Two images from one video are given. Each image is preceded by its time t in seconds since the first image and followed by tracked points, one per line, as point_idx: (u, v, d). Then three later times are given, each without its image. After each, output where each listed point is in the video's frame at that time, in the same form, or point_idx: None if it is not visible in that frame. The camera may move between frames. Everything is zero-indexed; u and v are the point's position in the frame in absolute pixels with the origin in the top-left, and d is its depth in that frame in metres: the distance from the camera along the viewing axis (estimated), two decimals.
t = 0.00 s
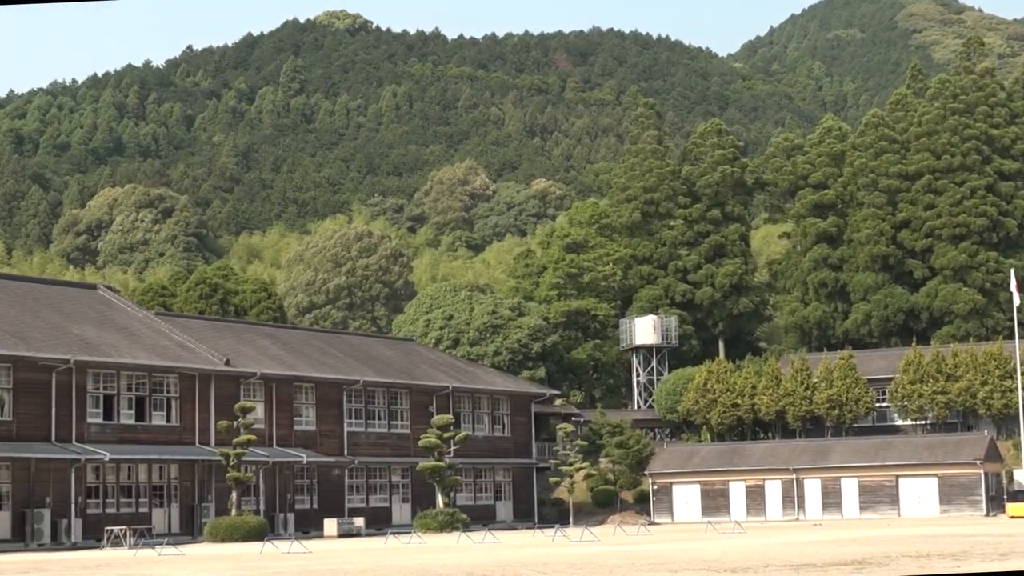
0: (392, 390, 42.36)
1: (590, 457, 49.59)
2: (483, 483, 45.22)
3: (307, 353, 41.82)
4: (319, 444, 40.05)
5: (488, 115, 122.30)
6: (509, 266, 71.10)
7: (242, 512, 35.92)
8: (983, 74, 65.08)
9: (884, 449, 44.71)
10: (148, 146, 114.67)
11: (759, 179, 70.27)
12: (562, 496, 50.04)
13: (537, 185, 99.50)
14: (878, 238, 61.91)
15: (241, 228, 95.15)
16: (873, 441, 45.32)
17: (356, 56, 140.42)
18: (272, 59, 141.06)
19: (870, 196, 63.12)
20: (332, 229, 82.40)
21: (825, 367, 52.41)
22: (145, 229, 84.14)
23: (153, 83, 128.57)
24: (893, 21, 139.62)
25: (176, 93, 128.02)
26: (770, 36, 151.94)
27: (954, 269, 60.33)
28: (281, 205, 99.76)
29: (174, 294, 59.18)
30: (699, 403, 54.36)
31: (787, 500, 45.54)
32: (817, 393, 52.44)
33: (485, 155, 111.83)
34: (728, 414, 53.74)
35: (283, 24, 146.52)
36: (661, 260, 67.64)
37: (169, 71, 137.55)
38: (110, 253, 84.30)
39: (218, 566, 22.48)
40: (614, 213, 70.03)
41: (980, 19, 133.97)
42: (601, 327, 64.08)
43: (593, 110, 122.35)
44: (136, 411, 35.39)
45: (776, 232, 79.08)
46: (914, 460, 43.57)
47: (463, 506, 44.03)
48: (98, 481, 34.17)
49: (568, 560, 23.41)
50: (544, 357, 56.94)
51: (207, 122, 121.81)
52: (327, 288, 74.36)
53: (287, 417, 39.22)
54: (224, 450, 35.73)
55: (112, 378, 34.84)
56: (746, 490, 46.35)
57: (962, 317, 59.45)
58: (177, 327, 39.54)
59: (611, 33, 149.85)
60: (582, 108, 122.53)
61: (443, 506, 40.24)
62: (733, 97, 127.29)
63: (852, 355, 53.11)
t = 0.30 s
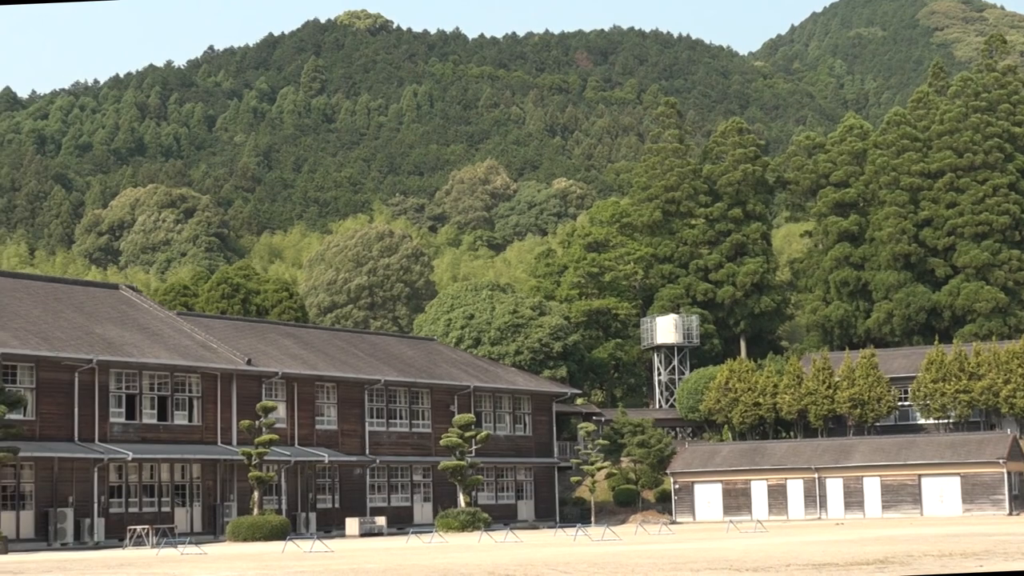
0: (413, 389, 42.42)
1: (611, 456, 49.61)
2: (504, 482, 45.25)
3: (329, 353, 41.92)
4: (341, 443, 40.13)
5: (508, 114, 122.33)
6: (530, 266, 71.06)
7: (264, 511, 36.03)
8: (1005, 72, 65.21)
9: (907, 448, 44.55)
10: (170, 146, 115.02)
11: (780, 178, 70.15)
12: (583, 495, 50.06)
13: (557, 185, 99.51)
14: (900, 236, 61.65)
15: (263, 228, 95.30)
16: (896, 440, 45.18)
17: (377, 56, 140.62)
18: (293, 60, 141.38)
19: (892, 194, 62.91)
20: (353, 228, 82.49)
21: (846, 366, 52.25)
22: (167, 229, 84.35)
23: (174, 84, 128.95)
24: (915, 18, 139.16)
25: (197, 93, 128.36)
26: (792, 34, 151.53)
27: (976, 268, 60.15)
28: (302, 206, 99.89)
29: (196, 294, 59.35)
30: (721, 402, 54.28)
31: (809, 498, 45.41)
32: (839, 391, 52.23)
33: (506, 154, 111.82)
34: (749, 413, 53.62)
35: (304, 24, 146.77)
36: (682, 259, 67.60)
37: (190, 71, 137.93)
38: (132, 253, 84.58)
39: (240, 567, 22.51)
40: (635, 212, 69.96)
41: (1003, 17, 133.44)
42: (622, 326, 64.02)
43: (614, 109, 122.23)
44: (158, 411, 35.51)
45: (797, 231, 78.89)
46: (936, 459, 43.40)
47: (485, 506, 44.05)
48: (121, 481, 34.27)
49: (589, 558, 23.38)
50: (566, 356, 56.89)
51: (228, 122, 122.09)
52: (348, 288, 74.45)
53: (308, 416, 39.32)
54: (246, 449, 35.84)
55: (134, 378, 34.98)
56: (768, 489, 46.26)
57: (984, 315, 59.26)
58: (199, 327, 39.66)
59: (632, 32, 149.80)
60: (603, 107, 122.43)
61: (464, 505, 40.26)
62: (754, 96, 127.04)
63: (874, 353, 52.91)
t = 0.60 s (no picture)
0: (435, 388, 42.43)
1: (632, 455, 49.61)
2: (526, 482, 45.24)
3: (350, 352, 41.99)
4: (362, 442, 40.19)
5: (529, 113, 122.36)
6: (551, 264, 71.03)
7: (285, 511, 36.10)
8: None
9: (930, 448, 44.39)
10: (191, 146, 115.37)
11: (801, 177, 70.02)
12: (605, 494, 50.15)
13: (578, 184, 99.53)
14: (922, 235, 61.45)
15: (284, 228, 95.44)
16: (918, 439, 45.03)
17: (398, 55, 140.73)
18: (314, 60, 141.71)
19: (914, 192, 62.68)
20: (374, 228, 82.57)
21: (868, 365, 52.07)
22: (189, 229, 84.57)
23: (196, 84, 129.34)
24: (937, 16, 138.66)
25: (219, 93, 128.72)
26: (813, 32, 151.06)
27: (999, 266, 59.94)
28: (323, 205, 100.02)
29: (218, 294, 59.55)
30: (742, 401, 54.19)
31: (831, 497, 45.28)
32: (861, 390, 52.06)
33: (527, 153, 111.77)
34: (771, 412, 53.51)
35: (325, 24, 147.08)
36: (703, 258, 67.52)
37: (211, 71, 138.34)
38: (154, 253, 84.88)
39: (261, 566, 22.52)
40: (656, 211, 69.88)
41: None
42: (643, 325, 63.92)
43: (635, 108, 122.10)
44: (180, 410, 35.61)
45: (819, 229, 78.68)
46: (959, 458, 43.24)
47: (506, 505, 44.06)
48: (143, 480, 34.37)
49: (611, 557, 23.35)
50: (587, 355, 56.80)
51: (249, 122, 122.37)
52: (369, 287, 74.57)
53: (330, 416, 39.38)
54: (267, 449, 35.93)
55: (156, 377, 35.08)
56: (790, 488, 46.14)
57: (1007, 314, 59.01)
58: (221, 326, 39.77)
59: (653, 30, 149.67)
60: (624, 106, 122.29)
61: (485, 504, 40.26)
62: (775, 94, 126.83)
63: (896, 352, 52.75)
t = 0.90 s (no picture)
0: (457, 388, 42.44)
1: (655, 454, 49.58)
2: (548, 481, 45.22)
3: (372, 352, 42.04)
4: (385, 442, 40.24)
5: (551, 113, 122.37)
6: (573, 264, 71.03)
7: (308, 510, 36.19)
8: None
9: (953, 446, 44.23)
10: (214, 146, 115.74)
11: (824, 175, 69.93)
12: (627, 493, 49.90)
13: (600, 183, 99.43)
14: (946, 233, 61.42)
15: (306, 228, 95.58)
16: (942, 438, 44.86)
17: (420, 54, 140.85)
18: (335, 59, 142.05)
19: (938, 190, 62.47)
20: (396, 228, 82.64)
21: (892, 363, 51.88)
22: (212, 229, 84.81)
23: (219, 84, 129.77)
24: (959, 14, 138.09)
25: (241, 93, 129.07)
26: (835, 30, 150.61)
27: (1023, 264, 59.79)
28: (346, 205, 100.18)
29: (241, 294, 59.75)
30: (765, 400, 54.12)
31: (854, 497, 45.15)
32: (884, 389, 51.89)
33: (549, 152, 111.74)
34: (794, 411, 53.44)
35: (346, 24, 147.35)
36: (726, 257, 67.41)
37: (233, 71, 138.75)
38: (177, 253, 85.20)
39: (285, 565, 22.57)
40: (678, 210, 69.79)
41: None
42: (665, 324, 63.82)
43: (656, 106, 121.90)
44: (203, 410, 35.69)
45: (842, 227, 78.48)
46: (982, 457, 43.11)
47: (528, 504, 44.07)
48: (166, 480, 34.44)
49: (633, 557, 23.35)
50: (610, 355, 56.72)
51: (272, 122, 122.59)
52: (392, 286, 74.69)
53: (352, 415, 39.43)
54: (290, 449, 36.01)
55: (179, 377, 35.16)
56: (812, 488, 46.03)
57: None
58: (244, 326, 39.87)
59: (675, 29, 149.39)
60: (646, 105, 122.09)
61: (508, 504, 40.27)
62: (797, 93, 126.59)
63: (919, 350, 52.54)
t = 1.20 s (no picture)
0: (480, 387, 42.47)
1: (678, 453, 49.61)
2: (572, 480, 45.20)
3: (395, 351, 42.09)
4: (408, 441, 40.30)
5: (573, 112, 122.31)
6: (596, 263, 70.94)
7: (332, 509, 36.28)
8: None
9: (978, 445, 44.03)
10: (237, 147, 116.07)
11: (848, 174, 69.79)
12: (651, 492, 49.90)
13: (623, 181, 99.29)
14: (970, 232, 61.18)
15: (329, 227, 95.71)
16: (966, 437, 44.66)
17: (442, 54, 140.93)
18: (358, 59, 142.33)
19: (962, 188, 62.29)
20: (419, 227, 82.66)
21: (916, 362, 51.72)
22: (235, 229, 85.04)
23: (242, 84, 130.14)
24: (983, 12, 137.39)
25: (264, 93, 129.40)
26: (858, 28, 150.01)
27: None
28: (369, 204, 100.32)
29: (264, 293, 59.93)
30: (789, 399, 53.95)
31: (878, 496, 45.03)
32: (908, 388, 51.72)
33: (572, 151, 111.71)
34: (818, 410, 53.25)
35: (369, 23, 147.67)
36: (749, 256, 67.24)
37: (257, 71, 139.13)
38: (201, 253, 85.51)
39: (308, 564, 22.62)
40: (701, 208, 69.62)
41: None
42: (688, 323, 63.71)
43: (679, 105, 121.69)
44: (227, 409, 35.79)
45: (865, 226, 78.24)
46: (1008, 456, 42.90)
47: (552, 503, 44.05)
48: (190, 479, 34.55)
49: (657, 556, 23.29)
50: (633, 354, 56.62)
51: (295, 122, 122.85)
52: (415, 286, 74.78)
53: (376, 414, 39.49)
54: (313, 448, 36.10)
55: (203, 377, 35.28)
56: (836, 487, 45.91)
57: None
58: (267, 325, 39.97)
59: (698, 27, 148.96)
60: (668, 103, 121.84)
61: (531, 502, 40.28)
62: (820, 91, 126.28)
63: (943, 350, 52.43)
